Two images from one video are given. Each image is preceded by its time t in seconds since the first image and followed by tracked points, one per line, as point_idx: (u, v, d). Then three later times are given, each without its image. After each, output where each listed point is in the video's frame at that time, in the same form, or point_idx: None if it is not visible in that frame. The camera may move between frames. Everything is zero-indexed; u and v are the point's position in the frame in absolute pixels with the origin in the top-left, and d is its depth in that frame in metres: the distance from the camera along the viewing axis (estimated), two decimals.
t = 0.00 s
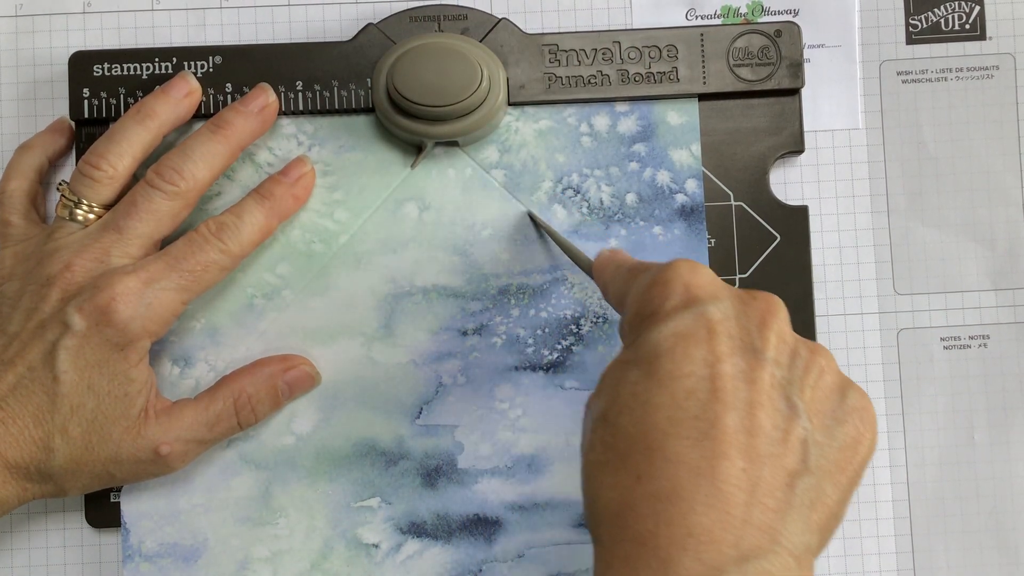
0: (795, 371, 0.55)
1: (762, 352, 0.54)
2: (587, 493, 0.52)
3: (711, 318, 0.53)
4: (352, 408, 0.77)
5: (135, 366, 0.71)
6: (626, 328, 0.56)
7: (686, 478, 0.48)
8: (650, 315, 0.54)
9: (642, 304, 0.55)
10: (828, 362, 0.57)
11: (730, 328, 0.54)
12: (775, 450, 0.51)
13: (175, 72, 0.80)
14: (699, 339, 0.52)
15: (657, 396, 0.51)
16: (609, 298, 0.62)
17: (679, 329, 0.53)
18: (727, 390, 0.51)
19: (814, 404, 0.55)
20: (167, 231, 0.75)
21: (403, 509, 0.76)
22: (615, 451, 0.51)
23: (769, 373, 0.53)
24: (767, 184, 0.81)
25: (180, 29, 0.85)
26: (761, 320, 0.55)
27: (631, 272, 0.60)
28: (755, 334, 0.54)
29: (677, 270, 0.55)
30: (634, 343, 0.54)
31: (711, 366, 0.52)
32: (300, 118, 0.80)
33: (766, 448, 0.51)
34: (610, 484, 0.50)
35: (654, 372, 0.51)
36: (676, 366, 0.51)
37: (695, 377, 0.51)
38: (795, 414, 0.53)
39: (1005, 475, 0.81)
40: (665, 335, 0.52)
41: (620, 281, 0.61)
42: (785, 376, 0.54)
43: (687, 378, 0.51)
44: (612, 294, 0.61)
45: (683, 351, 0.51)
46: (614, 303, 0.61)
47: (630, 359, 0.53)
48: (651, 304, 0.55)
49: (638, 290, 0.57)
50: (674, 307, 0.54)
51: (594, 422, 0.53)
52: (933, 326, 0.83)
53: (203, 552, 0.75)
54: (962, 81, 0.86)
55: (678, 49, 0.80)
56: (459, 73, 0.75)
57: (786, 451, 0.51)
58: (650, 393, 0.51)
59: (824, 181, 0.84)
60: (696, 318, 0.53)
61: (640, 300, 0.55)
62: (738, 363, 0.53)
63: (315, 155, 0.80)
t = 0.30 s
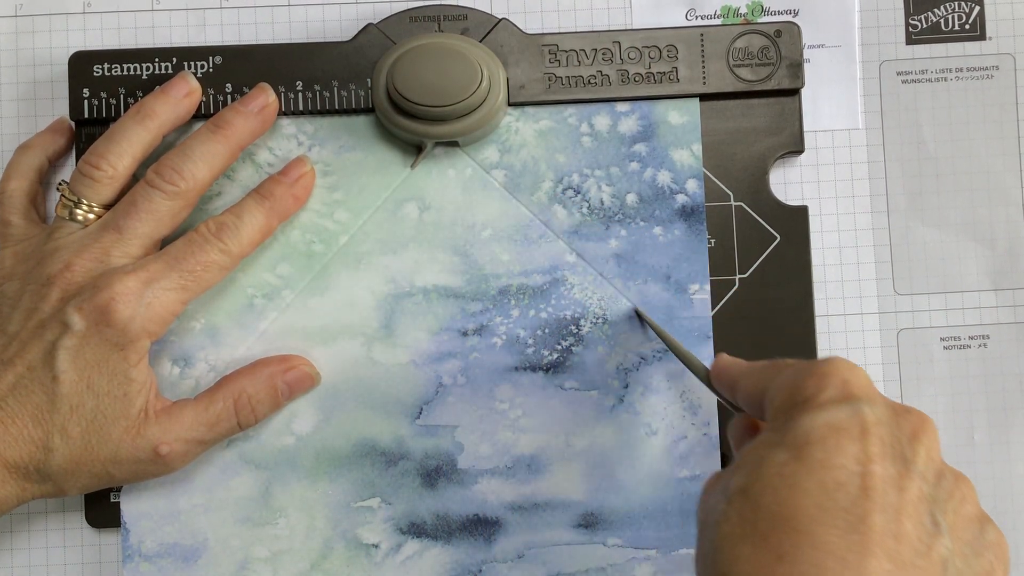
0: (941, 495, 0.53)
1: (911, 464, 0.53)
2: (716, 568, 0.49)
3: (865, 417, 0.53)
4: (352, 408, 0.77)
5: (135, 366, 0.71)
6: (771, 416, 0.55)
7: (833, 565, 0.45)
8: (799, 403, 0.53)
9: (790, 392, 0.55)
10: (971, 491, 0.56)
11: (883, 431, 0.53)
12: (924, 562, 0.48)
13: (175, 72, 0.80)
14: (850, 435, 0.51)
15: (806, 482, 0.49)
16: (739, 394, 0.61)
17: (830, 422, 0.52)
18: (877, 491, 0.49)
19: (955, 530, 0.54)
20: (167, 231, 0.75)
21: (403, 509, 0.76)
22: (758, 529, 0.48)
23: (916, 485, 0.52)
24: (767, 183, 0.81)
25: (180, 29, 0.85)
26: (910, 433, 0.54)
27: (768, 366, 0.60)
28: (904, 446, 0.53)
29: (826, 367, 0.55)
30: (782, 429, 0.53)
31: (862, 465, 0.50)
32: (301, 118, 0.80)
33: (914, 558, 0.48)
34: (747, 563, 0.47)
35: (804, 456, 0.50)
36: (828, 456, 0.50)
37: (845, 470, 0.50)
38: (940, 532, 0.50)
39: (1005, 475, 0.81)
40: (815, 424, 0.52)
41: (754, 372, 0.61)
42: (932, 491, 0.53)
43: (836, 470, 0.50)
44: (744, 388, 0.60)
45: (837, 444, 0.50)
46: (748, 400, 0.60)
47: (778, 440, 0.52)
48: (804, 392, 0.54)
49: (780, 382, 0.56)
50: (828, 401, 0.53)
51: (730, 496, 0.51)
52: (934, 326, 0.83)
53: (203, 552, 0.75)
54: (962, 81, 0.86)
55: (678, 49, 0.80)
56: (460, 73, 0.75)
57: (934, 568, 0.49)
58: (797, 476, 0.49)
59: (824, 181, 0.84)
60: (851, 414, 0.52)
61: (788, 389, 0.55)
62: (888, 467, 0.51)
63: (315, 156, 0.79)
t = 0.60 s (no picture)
0: None
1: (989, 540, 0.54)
2: None
3: (948, 487, 0.55)
4: (352, 409, 0.77)
5: (134, 366, 0.71)
6: (850, 477, 0.58)
7: None
8: (881, 465, 0.56)
9: (875, 455, 0.57)
10: None
11: (965, 502, 0.55)
12: None
13: (175, 72, 0.80)
14: (930, 501, 0.54)
15: (880, 534, 0.52)
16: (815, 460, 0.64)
17: (914, 488, 0.54)
18: (954, 559, 0.51)
19: None
20: (167, 231, 0.75)
21: (403, 509, 0.76)
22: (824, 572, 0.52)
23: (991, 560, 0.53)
24: (767, 183, 0.81)
25: (180, 29, 0.85)
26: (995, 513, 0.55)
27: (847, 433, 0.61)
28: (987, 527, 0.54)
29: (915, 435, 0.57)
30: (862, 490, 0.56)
31: (940, 530, 0.53)
32: (300, 118, 0.80)
33: None
34: None
35: (883, 514, 0.53)
36: (906, 517, 0.53)
37: (922, 532, 0.52)
38: None
39: (1005, 475, 0.81)
40: (896, 487, 0.55)
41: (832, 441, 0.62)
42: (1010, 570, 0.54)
43: (915, 531, 0.52)
44: (819, 453, 0.63)
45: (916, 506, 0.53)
46: (823, 468, 0.62)
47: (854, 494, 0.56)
48: (884, 458, 0.57)
49: (861, 444, 0.59)
50: (912, 466, 0.56)
51: (803, 545, 0.55)
52: (933, 327, 0.83)
53: (203, 552, 0.75)
54: (962, 81, 0.86)
55: (678, 50, 0.80)
56: (460, 74, 0.75)
57: None
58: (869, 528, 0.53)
59: (824, 181, 0.84)
60: (934, 483, 0.55)
61: (869, 451, 0.58)
62: (966, 537, 0.53)
63: (315, 156, 0.79)
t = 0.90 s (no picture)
0: None
1: None
2: None
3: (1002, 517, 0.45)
4: (352, 409, 0.77)
5: (135, 366, 0.71)
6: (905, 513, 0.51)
7: None
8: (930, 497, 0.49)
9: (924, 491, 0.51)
10: None
11: None
12: None
13: (175, 72, 0.80)
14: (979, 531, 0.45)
15: (926, 564, 0.43)
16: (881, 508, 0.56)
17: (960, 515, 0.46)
18: None
19: None
20: (167, 231, 0.75)
21: (403, 509, 0.76)
22: None
23: None
24: (767, 183, 0.81)
25: (180, 29, 0.85)
26: None
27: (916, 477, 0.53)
28: None
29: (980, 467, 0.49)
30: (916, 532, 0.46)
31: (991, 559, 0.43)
32: (300, 118, 0.80)
33: None
34: None
35: (928, 544, 0.45)
36: (953, 549, 0.44)
37: (969, 559, 0.43)
38: None
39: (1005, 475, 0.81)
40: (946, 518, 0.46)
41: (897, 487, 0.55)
42: None
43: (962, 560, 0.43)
44: (886, 499, 0.56)
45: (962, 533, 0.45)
46: (887, 510, 0.55)
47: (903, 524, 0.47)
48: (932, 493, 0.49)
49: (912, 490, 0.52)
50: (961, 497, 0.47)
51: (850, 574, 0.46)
52: (934, 326, 0.83)
53: (203, 552, 0.75)
54: (962, 81, 0.86)
55: (678, 49, 0.80)
56: (460, 74, 0.75)
57: None
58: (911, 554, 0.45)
59: (824, 181, 0.84)
60: (986, 514, 0.45)
61: (923, 487, 0.51)
62: None
63: (315, 156, 0.79)
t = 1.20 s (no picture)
0: (784, 388, 0.54)
1: (750, 360, 0.53)
2: (554, 492, 0.49)
3: (702, 322, 0.52)
4: (352, 409, 0.77)
5: (135, 367, 0.71)
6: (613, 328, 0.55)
7: (667, 480, 0.46)
8: (638, 308, 0.54)
9: (630, 303, 0.55)
10: (811, 375, 0.56)
11: (721, 336, 0.53)
12: (756, 454, 0.50)
13: (175, 72, 0.80)
14: (685, 343, 0.51)
15: (644, 396, 0.49)
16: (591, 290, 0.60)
17: (667, 329, 0.52)
18: (713, 396, 0.49)
19: (796, 424, 0.53)
20: (167, 231, 0.75)
21: (403, 509, 0.76)
22: (592, 447, 0.48)
23: (767, 404, 0.52)
24: (767, 183, 0.81)
25: (180, 29, 0.85)
26: (756, 329, 0.54)
27: (644, 269, 0.56)
28: (777, 372, 0.54)
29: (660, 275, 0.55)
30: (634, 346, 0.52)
31: (697, 370, 0.50)
32: (301, 118, 0.80)
33: (747, 456, 0.49)
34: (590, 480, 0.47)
35: (640, 376, 0.50)
36: (665, 368, 0.50)
37: (679, 378, 0.50)
38: (777, 424, 0.51)
39: (1005, 475, 0.81)
40: (658, 334, 0.52)
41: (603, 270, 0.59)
42: (774, 386, 0.53)
43: (667, 381, 0.49)
44: (596, 282, 0.59)
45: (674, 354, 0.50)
46: (597, 299, 0.59)
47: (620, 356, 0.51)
48: (643, 294, 0.54)
49: (626, 287, 0.56)
50: (670, 308, 0.53)
51: (571, 414, 0.50)
52: (934, 327, 0.83)
53: (203, 553, 0.75)
54: (962, 81, 0.86)
55: (678, 49, 0.80)
56: (459, 73, 0.75)
57: (764, 456, 0.50)
58: (612, 380, 0.50)
59: (824, 181, 0.84)
60: (688, 323, 0.52)
61: (628, 299, 0.55)
62: (725, 369, 0.51)
63: (315, 156, 0.79)
